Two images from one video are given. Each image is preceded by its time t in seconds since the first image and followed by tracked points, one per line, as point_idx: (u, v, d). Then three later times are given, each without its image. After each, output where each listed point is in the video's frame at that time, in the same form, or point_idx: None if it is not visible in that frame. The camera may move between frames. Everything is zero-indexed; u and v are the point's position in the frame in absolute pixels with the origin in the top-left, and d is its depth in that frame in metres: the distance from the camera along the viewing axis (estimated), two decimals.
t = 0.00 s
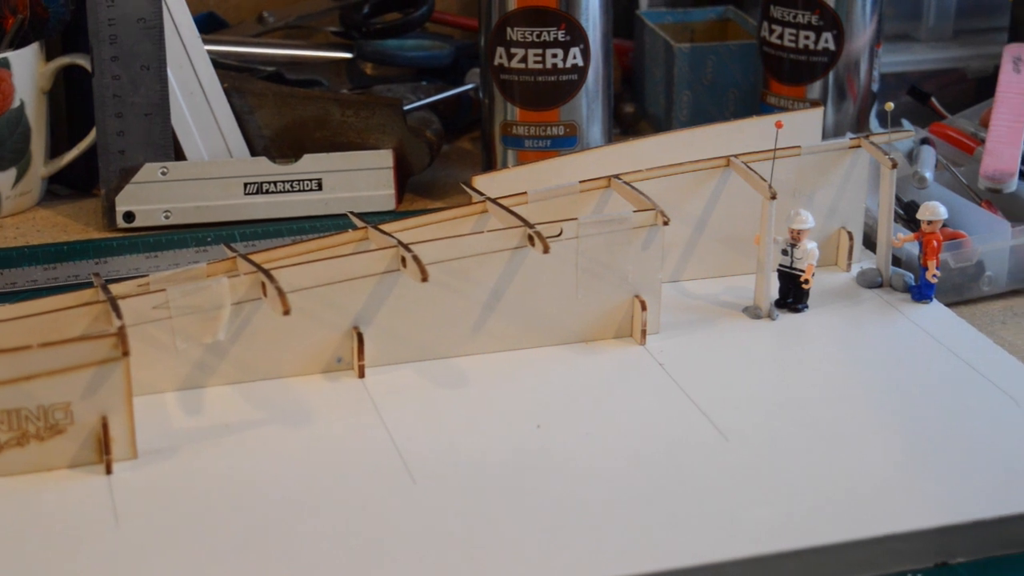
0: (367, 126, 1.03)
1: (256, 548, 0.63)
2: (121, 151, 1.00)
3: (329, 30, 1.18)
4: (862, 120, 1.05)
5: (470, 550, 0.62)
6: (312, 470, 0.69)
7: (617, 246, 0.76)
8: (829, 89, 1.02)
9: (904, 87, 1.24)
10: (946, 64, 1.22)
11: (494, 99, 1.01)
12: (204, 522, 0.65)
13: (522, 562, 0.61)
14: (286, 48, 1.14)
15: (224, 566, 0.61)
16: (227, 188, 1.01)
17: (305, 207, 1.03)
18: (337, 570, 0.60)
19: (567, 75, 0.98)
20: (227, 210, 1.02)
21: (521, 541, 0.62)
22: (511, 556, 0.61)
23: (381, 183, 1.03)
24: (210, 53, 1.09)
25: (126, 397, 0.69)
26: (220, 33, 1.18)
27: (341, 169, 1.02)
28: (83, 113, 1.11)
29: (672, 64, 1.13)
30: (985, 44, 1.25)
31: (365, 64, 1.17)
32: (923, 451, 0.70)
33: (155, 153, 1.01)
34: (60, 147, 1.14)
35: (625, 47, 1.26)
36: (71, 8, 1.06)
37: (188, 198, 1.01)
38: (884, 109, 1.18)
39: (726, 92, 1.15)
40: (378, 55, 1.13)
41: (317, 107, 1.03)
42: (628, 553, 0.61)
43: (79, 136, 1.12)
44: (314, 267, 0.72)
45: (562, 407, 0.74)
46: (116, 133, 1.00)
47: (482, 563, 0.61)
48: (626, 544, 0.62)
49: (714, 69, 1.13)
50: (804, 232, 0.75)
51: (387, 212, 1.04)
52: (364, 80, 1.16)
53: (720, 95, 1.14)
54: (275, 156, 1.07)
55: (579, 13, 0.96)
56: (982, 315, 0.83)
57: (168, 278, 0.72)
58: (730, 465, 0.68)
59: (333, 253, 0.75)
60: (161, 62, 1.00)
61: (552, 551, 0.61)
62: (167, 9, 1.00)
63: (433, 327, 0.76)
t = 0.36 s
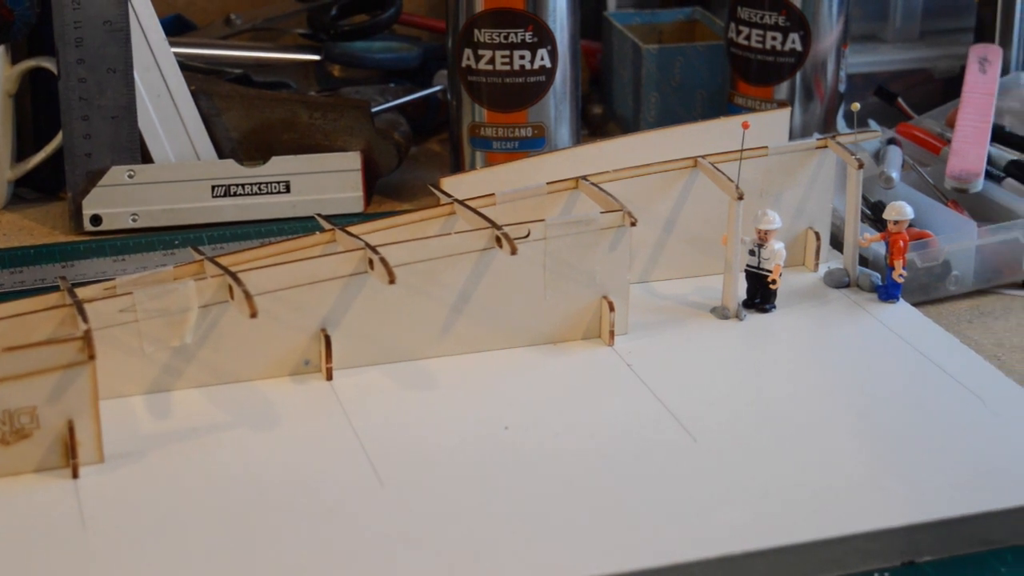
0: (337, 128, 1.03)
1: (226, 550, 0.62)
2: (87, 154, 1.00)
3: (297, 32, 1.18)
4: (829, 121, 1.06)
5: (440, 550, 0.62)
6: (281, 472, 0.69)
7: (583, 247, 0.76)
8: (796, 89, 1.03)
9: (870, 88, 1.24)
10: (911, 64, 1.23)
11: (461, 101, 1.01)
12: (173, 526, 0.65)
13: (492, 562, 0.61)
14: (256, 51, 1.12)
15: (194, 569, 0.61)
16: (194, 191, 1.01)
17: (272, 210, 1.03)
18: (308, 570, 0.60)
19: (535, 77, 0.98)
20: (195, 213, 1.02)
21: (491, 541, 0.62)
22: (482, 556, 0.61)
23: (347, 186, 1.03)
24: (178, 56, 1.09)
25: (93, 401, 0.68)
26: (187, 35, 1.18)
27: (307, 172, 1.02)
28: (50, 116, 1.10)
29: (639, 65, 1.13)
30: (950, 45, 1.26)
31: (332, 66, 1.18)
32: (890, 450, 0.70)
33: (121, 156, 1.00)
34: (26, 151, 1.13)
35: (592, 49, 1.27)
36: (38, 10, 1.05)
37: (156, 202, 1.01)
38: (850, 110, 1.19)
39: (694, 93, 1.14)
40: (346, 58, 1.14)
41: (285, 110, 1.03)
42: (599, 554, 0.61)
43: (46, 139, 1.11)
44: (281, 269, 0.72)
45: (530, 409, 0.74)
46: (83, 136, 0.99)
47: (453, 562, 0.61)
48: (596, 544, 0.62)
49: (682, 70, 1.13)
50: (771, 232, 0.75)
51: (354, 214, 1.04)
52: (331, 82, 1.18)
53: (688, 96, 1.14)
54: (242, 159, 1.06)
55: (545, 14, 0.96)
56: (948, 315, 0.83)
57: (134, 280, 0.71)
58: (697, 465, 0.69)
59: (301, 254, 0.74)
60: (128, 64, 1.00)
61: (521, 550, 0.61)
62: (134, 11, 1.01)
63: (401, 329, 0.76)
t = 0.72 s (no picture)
0: (304, 131, 1.03)
1: (195, 555, 0.62)
2: (55, 158, 1.00)
3: (266, 35, 1.18)
4: (797, 122, 1.07)
5: (412, 552, 0.62)
6: (252, 476, 0.69)
7: (552, 249, 0.76)
8: (765, 90, 1.04)
9: (839, 87, 1.25)
10: (880, 64, 1.24)
11: (429, 103, 1.01)
12: (143, 532, 0.64)
13: (465, 562, 0.61)
14: (226, 55, 1.12)
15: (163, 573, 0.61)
16: (163, 195, 1.01)
17: (243, 213, 1.03)
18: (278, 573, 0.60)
19: (504, 78, 0.98)
20: (164, 217, 1.02)
21: (464, 543, 0.62)
22: (454, 558, 0.61)
23: (315, 189, 1.02)
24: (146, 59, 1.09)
25: (60, 406, 0.68)
26: (155, 38, 1.18)
27: (276, 175, 1.02)
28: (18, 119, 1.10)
29: (609, 66, 1.13)
30: (919, 45, 1.26)
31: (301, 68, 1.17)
32: (860, 449, 0.70)
33: (89, 160, 1.00)
34: None
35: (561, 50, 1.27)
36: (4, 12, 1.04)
37: (123, 205, 1.00)
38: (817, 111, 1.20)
39: (663, 94, 1.15)
40: (315, 60, 1.14)
41: (253, 113, 1.03)
42: (571, 555, 0.61)
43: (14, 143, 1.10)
44: (248, 272, 0.72)
45: (500, 411, 0.74)
46: (50, 140, 0.99)
47: (424, 563, 0.61)
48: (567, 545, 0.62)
49: (651, 71, 1.13)
50: (739, 232, 0.75)
51: (321, 217, 1.04)
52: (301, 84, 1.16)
53: (656, 97, 1.14)
54: (211, 162, 1.07)
55: (514, 16, 0.97)
56: (917, 314, 0.84)
57: (102, 285, 0.71)
58: (666, 465, 0.69)
59: (273, 257, 0.74)
60: (95, 67, 1.00)
61: (493, 551, 0.62)
62: (100, 13, 1.00)
63: (370, 331, 0.76)
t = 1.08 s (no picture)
0: (272, 133, 1.02)
1: (164, 559, 0.62)
2: (20, 161, 1.00)
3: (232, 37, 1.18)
4: (763, 120, 1.08)
5: (381, 553, 0.62)
6: (220, 479, 0.68)
7: (519, 249, 0.76)
8: (730, 90, 1.05)
9: (805, 87, 1.24)
10: (846, 63, 1.24)
11: (396, 104, 1.01)
12: (112, 537, 0.63)
13: (437, 562, 0.61)
14: (189, 56, 1.13)
15: None
16: (128, 198, 1.01)
17: (209, 215, 1.02)
18: None
19: (470, 79, 0.98)
20: (130, 219, 1.01)
21: (434, 543, 0.62)
22: (426, 559, 0.61)
23: (283, 191, 1.03)
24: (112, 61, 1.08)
25: (25, 411, 0.67)
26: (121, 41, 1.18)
27: (242, 177, 1.02)
28: None
29: (575, 66, 1.13)
30: (884, 44, 1.27)
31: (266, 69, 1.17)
32: (826, 447, 0.71)
33: (55, 162, 1.01)
34: None
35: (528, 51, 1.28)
36: None
37: (89, 208, 1.00)
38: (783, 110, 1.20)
39: (630, 93, 1.15)
40: (282, 62, 1.14)
41: (218, 115, 1.02)
42: (542, 556, 0.61)
43: None
44: (214, 275, 0.71)
45: (468, 412, 0.73)
46: (15, 143, 1.00)
47: (397, 563, 0.61)
48: (535, 545, 0.62)
49: (618, 71, 1.13)
50: (705, 232, 0.76)
51: (290, 219, 1.04)
52: (267, 85, 1.16)
53: (623, 96, 1.14)
54: (178, 165, 1.05)
55: (480, 17, 0.97)
56: (883, 312, 0.85)
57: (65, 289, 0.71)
58: (634, 465, 0.69)
59: (237, 259, 0.74)
60: (60, 70, 1.00)
61: (464, 551, 0.62)
62: (65, 17, 1.00)
63: (337, 333, 0.76)
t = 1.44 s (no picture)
0: (241, 135, 1.02)
1: (135, 563, 0.61)
2: None
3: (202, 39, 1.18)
4: (733, 120, 1.09)
5: (354, 554, 0.62)
6: (192, 481, 0.68)
7: (490, 249, 0.76)
8: (701, 90, 1.05)
9: (774, 87, 1.25)
10: (817, 62, 1.24)
11: (366, 105, 1.01)
12: (82, 541, 0.63)
13: (410, 562, 0.61)
14: (156, 58, 1.14)
15: None
16: (98, 201, 1.00)
17: (179, 217, 1.03)
18: None
19: (440, 80, 0.98)
20: (99, 221, 1.01)
21: (407, 543, 0.62)
22: (399, 560, 0.61)
23: (256, 192, 1.03)
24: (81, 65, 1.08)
25: None
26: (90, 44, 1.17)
27: (213, 180, 1.02)
28: None
29: (546, 66, 1.13)
30: (855, 44, 1.27)
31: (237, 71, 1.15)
32: (795, 445, 0.71)
33: (23, 164, 0.99)
34: None
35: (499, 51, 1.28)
36: None
37: (59, 211, 1.00)
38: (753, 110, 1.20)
39: (601, 93, 1.16)
40: (251, 63, 1.13)
41: (189, 117, 1.02)
42: (515, 556, 0.61)
43: None
44: (184, 278, 0.71)
45: (438, 414, 0.73)
46: None
47: (370, 562, 0.61)
48: (508, 546, 0.62)
49: (588, 71, 1.14)
50: (676, 231, 0.76)
51: (260, 221, 1.04)
52: (239, 88, 1.14)
53: (594, 97, 1.15)
54: (147, 167, 1.04)
55: (449, 18, 0.97)
56: (852, 311, 0.85)
57: (37, 292, 0.69)
58: (605, 465, 0.69)
59: (207, 262, 0.74)
60: (27, 72, 0.99)
61: (436, 551, 0.62)
62: (34, 21, 1.00)
63: (307, 335, 0.76)
